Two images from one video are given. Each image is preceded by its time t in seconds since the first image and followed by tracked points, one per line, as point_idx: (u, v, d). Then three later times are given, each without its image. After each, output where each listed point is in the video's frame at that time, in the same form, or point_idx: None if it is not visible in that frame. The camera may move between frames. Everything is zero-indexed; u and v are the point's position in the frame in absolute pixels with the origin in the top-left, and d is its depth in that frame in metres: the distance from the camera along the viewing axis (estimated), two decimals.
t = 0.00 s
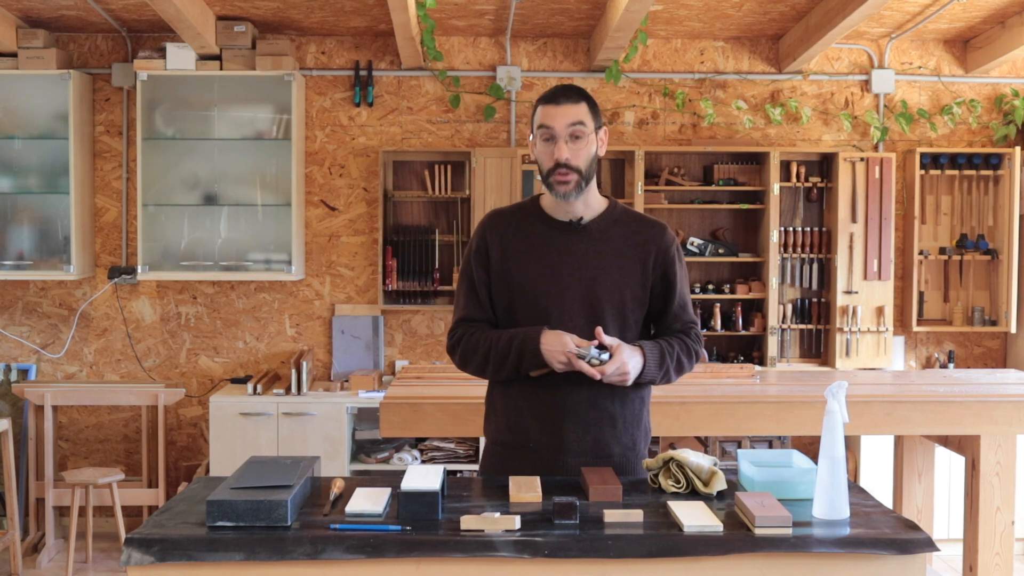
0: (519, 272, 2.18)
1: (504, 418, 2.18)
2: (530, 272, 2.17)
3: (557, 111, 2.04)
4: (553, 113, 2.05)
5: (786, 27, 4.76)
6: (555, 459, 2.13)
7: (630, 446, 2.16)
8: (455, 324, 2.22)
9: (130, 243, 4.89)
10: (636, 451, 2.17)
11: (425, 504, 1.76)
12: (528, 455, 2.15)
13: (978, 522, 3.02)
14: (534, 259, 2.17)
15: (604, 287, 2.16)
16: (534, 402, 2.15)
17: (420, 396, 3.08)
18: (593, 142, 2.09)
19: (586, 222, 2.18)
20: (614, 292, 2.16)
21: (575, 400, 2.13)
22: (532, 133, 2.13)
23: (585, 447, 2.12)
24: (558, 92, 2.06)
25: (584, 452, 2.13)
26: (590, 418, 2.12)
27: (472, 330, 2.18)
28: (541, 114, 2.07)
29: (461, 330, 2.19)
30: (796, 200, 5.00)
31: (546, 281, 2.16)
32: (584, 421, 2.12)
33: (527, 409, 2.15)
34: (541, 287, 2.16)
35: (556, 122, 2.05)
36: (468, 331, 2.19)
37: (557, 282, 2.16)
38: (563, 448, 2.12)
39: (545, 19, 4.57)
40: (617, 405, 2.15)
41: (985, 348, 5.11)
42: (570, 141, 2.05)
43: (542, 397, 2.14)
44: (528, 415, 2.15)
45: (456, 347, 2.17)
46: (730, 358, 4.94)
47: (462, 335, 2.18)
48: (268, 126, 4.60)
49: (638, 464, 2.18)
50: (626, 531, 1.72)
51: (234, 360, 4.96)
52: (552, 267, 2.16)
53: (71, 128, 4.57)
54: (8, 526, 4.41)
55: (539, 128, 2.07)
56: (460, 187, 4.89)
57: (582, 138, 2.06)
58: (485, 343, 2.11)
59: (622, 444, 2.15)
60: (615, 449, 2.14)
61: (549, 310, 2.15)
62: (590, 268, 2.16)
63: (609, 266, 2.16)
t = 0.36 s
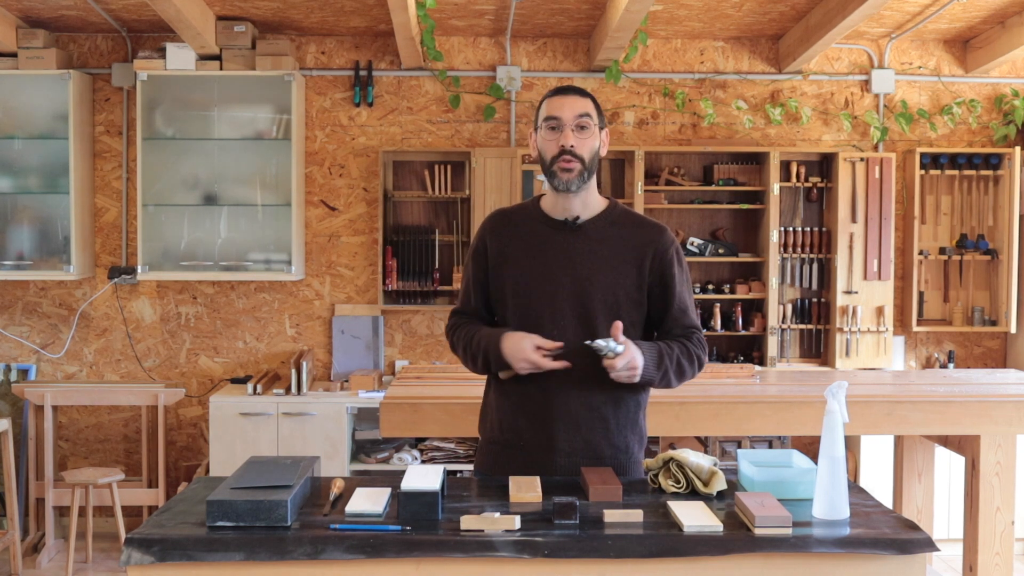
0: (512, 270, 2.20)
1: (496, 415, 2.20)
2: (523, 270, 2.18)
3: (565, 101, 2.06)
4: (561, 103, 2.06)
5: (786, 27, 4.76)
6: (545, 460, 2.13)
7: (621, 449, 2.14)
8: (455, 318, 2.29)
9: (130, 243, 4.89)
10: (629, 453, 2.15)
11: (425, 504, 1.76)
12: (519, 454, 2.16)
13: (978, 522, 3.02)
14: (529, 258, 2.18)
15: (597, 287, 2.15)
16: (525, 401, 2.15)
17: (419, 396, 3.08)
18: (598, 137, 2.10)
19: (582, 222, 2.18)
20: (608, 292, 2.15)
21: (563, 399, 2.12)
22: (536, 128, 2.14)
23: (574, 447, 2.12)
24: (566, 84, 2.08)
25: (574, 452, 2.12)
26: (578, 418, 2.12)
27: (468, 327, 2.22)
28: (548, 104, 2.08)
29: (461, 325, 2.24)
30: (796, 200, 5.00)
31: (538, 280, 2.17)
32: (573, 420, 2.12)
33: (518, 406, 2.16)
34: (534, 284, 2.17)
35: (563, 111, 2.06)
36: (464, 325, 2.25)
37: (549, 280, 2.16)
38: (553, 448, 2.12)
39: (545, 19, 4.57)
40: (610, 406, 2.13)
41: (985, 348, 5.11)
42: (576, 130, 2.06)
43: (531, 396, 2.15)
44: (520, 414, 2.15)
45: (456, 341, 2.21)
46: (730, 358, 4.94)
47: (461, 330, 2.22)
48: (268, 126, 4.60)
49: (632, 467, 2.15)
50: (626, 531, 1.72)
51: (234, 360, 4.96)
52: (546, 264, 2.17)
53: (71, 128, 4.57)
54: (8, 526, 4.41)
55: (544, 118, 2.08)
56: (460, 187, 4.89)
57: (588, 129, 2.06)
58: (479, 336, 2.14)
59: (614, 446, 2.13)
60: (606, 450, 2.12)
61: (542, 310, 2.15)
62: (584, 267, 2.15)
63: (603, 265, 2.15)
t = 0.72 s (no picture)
0: (507, 270, 2.21)
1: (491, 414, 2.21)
2: (517, 271, 2.19)
3: (555, 102, 2.06)
4: (551, 105, 2.06)
5: (786, 27, 4.76)
6: (538, 459, 2.13)
7: (616, 449, 2.13)
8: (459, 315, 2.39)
9: (130, 243, 4.89)
10: (623, 454, 2.14)
11: (425, 504, 1.76)
12: (514, 453, 2.16)
13: (978, 522, 3.02)
14: (523, 258, 2.19)
15: (591, 286, 2.14)
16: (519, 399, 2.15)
17: (419, 397, 3.08)
18: (588, 137, 2.11)
19: (575, 222, 2.17)
20: (602, 292, 2.14)
21: (558, 398, 2.13)
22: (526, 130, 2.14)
23: (569, 447, 2.12)
24: (555, 87, 2.09)
25: (568, 452, 2.12)
26: (572, 417, 2.12)
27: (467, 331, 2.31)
28: (538, 107, 2.08)
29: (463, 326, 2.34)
30: (796, 200, 5.00)
31: (532, 280, 2.17)
32: (567, 421, 2.12)
33: (512, 405, 2.16)
34: (527, 284, 2.17)
35: (553, 113, 2.06)
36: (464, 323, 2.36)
37: (543, 280, 2.16)
38: (547, 447, 2.12)
39: (545, 19, 4.57)
40: (604, 406, 2.13)
41: (985, 348, 5.11)
42: (567, 131, 2.06)
43: (525, 395, 2.15)
44: (514, 413, 2.16)
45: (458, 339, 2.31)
46: (731, 358, 4.94)
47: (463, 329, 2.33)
48: (268, 126, 4.60)
49: (628, 466, 2.15)
50: (626, 531, 1.72)
51: (234, 360, 4.96)
52: (539, 265, 2.17)
53: (71, 128, 4.57)
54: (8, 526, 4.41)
55: (534, 120, 2.08)
56: (460, 186, 4.89)
57: (579, 130, 2.07)
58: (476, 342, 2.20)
59: (608, 447, 2.13)
60: (600, 449, 2.12)
61: (536, 310, 2.15)
62: (577, 267, 2.15)
63: (596, 265, 2.15)
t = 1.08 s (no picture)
0: (492, 272, 2.21)
1: (477, 414, 2.21)
2: (502, 272, 2.19)
3: (537, 102, 2.05)
4: (533, 105, 2.05)
5: (786, 27, 4.76)
6: (525, 461, 2.13)
7: (603, 449, 2.13)
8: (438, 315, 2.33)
9: (130, 243, 4.89)
10: (610, 454, 2.14)
11: (425, 504, 1.76)
12: (500, 454, 2.16)
13: (978, 521, 3.02)
14: (507, 260, 2.19)
15: (576, 286, 2.14)
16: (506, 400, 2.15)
17: (420, 397, 3.08)
18: (571, 136, 2.10)
19: (560, 221, 2.17)
20: (587, 291, 2.14)
21: (543, 399, 2.12)
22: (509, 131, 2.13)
23: (555, 448, 2.11)
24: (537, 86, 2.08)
25: (555, 453, 2.12)
26: (557, 417, 2.11)
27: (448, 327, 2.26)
28: (520, 107, 2.07)
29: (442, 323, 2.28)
30: (796, 200, 5.00)
31: (517, 280, 2.17)
32: (554, 421, 2.12)
33: (498, 407, 2.16)
34: (512, 285, 2.18)
35: (535, 112, 2.05)
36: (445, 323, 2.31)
37: (529, 281, 2.16)
38: (534, 448, 2.12)
39: (545, 19, 4.57)
40: (590, 407, 2.13)
41: (985, 348, 5.11)
42: (550, 131, 2.05)
43: (511, 396, 2.15)
44: (501, 414, 2.16)
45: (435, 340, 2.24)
46: (730, 358, 4.95)
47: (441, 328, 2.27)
48: (268, 126, 4.60)
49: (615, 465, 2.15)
50: (627, 531, 1.72)
51: (234, 360, 4.96)
52: (524, 265, 2.17)
53: (71, 128, 4.57)
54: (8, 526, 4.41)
55: (517, 121, 2.07)
56: (461, 187, 4.89)
57: (562, 130, 2.06)
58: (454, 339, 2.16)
59: (595, 447, 2.13)
60: (586, 450, 2.12)
61: (521, 310, 2.16)
62: (562, 267, 2.15)
63: (580, 264, 2.15)
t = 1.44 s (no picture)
0: (474, 276, 2.19)
1: (463, 416, 2.22)
2: (483, 276, 2.17)
3: (482, 114, 1.99)
4: (480, 118, 1.99)
5: (786, 27, 4.76)
6: (511, 464, 2.13)
7: (588, 450, 2.12)
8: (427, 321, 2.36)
9: (130, 243, 4.89)
10: (596, 454, 2.13)
11: (425, 504, 1.76)
12: (486, 457, 2.16)
13: (978, 521, 3.02)
14: (488, 263, 2.17)
15: (557, 287, 2.11)
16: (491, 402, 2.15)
17: (420, 397, 3.08)
18: (525, 145, 2.00)
19: (537, 222, 2.13)
20: (568, 292, 2.11)
21: (528, 402, 2.12)
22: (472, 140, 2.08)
23: (540, 451, 2.11)
24: (488, 96, 2.01)
25: (540, 456, 2.11)
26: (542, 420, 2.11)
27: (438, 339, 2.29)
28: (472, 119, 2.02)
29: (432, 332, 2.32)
30: (796, 200, 5.00)
31: (498, 283, 2.15)
32: (539, 424, 2.11)
33: (483, 410, 2.16)
34: (493, 289, 2.16)
35: (480, 125, 1.99)
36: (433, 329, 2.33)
37: (509, 284, 2.14)
38: (519, 452, 2.12)
39: (545, 19, 4.57)
40: (574, 408, 2.11)
41: (985, 348, 5.11)
42: (495, 144, 1.98)
43: (496, 400, 2.14)
44: (485, 417, 2.16)
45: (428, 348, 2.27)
46: (730, 358, 4.95)
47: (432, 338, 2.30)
48: (268, 126, 4.60)
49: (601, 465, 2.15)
50: (626, 531, 1.72)
51: (234, 360, 4.96)
52: (505, 267, 2.15)
53: (71, 128, 4.57)
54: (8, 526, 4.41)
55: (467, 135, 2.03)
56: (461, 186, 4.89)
57: (508, 142, 1.98)
58: (445, 355, 2.16)
59: (580, 448, 2.12)
60: (571, 452, 2.11)
61: (503, 312, 2.14)
62: (543, 268, 2.12)
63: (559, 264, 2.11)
